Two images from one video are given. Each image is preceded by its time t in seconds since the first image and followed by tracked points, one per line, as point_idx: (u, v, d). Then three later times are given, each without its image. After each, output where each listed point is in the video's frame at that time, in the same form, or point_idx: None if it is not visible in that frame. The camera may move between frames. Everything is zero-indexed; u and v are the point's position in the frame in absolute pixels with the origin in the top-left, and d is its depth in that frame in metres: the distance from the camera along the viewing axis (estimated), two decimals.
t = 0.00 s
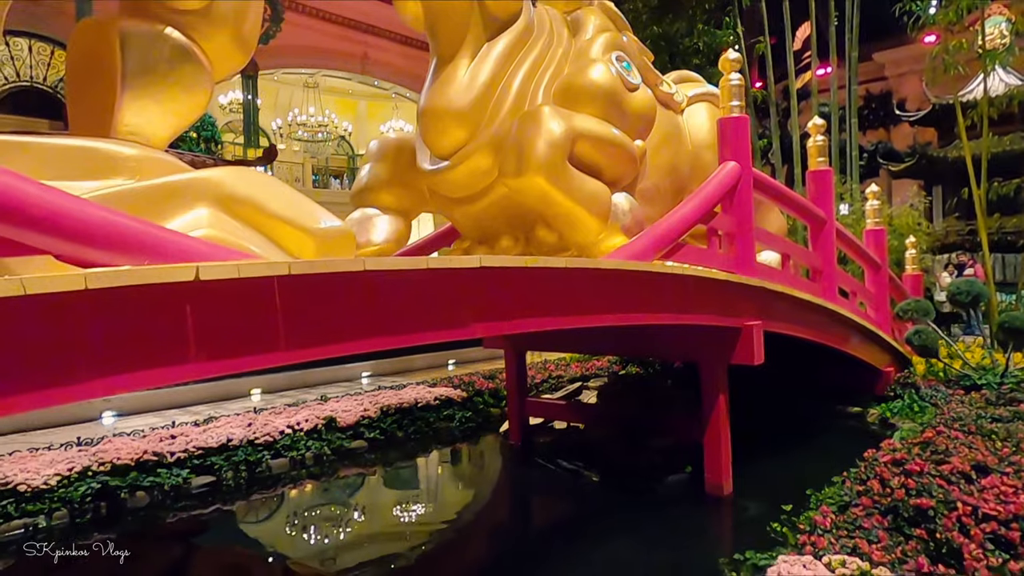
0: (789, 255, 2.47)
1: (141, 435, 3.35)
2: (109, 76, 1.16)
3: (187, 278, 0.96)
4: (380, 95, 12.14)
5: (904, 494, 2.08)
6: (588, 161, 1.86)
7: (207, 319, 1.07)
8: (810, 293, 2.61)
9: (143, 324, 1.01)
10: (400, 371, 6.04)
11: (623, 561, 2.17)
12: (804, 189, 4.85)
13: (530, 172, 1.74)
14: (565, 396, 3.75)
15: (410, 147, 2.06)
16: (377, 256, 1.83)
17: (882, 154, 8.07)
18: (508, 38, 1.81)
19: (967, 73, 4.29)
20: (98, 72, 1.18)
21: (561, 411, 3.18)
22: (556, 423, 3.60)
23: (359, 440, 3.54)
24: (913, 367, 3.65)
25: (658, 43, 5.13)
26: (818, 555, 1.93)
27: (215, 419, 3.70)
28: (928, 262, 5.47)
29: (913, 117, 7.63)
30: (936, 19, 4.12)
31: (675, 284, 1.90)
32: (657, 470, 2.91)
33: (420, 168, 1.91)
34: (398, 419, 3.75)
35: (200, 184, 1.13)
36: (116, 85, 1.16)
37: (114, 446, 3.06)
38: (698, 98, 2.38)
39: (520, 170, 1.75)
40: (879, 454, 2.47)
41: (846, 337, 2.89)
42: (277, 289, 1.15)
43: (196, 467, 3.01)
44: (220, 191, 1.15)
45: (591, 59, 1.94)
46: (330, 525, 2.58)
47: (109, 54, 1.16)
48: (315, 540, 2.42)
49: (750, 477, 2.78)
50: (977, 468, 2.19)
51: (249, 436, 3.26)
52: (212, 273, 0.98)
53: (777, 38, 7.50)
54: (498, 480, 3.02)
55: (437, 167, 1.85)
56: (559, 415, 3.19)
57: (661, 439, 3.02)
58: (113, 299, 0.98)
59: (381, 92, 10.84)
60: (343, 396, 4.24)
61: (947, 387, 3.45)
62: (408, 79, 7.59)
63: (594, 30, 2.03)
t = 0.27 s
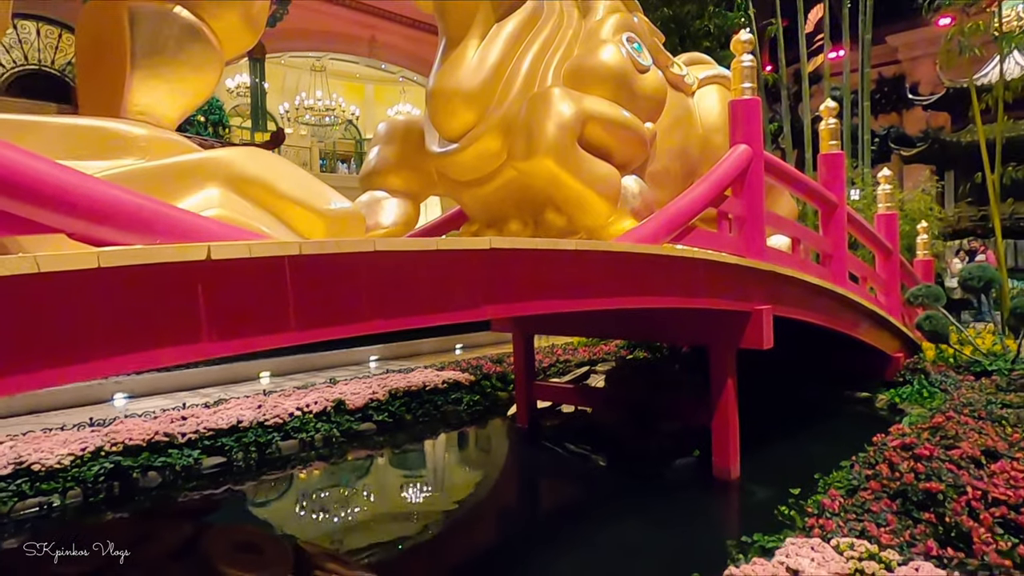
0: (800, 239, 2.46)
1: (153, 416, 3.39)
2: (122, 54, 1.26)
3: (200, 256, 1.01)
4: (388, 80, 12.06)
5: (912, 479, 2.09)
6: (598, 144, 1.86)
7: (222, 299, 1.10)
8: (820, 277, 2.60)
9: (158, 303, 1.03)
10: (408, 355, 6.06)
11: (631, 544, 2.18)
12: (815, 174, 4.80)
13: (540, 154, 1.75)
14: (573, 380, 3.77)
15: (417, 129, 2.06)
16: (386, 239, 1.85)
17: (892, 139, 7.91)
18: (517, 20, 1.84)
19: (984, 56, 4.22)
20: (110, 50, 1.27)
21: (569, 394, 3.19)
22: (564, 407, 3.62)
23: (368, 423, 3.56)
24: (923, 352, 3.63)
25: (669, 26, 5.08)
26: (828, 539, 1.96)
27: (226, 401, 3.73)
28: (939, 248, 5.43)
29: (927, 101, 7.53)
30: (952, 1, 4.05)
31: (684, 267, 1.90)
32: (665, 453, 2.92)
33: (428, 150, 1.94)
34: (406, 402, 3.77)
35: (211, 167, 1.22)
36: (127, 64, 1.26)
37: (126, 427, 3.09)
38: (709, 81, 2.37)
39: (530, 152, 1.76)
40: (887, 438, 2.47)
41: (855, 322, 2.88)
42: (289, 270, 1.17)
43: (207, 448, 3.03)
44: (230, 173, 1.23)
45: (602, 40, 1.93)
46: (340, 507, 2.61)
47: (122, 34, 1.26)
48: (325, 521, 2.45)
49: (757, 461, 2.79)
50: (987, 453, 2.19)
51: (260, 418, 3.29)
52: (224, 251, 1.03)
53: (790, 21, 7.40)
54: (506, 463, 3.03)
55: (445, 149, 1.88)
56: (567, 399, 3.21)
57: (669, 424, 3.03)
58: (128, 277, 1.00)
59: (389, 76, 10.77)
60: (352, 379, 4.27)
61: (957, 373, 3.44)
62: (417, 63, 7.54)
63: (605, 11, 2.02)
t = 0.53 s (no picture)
0: (815, 219, 2.44)
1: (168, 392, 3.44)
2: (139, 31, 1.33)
3: (217, 230, 1.03)
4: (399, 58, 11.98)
5: (926, 459, 2.10)
6: (612, 121, 1.85)
7: (239, 272, 1.11)
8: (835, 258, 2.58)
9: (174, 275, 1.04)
10: (419, 335, 6.08)
11: (640, 521, 2.20)
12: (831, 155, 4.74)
13: (554, 130, 1.74)
14: (584, 360, 3.77)
15: (430, 109, 2.07)
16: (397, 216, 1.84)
17: (910, 120, 8.02)
18: None
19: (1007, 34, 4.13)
20: (126, 27, 1.34)
21: (580, 374, 3.20)
22: (575, 386, 3.63)
23: (381, 400, 3.58)
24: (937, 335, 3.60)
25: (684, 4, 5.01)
26: (839, 517, 1.99)
27: (240, 378, 3.77)
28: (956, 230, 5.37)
29: (947, 81, 7.39)
30: None
31: (696, 246, 1.90)
32: (676, 433, 2.92)
33: (442, 128, 2.00)
34: (418, 379, 3.79)
35: (227, 141, 1.26)
36: (145, 40, 1.32)
37: (142, 402, 3.14)
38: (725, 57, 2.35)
39: (544, 128, 1.76)
40: (901, 419, 2.46)
41: (869, 304, 2.86)
42: (304, 242, 1.18)
43: (222, 424, 3.07)
44: (246, 147, 1.28)
45: (617, 15, 1.90)
46: (351, 484, 2.64)
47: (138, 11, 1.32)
48: (336, 498, 2.48)
49: (767, 442, 2.79)
50: (1002, 435, 2.17)
51: (274, 395, 3.33)
52: (240, 225, 1.05)
53: None
54: (517, 442, 3.05)
55: (459, 127, 1.94)
56: (578, 378, 3.21)
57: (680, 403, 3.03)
58: (145, 250, 1.01)
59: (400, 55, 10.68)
60: (365, 357, 4.30)
61: (972, 356, 3.41)
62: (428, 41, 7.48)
63: None
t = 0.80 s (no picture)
0: (837, 202, 2.41)
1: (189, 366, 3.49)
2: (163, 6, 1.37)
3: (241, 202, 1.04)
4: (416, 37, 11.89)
5: (946, 445, 2.08)
6: (633, 100, 1.83)
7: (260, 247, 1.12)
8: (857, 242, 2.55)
9: (197, 250, 1.06)
10: (434, 314, 6.10)
11: (653, 502, 2.21)
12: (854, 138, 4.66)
13: (573, 109, 1.73)
14: (600, 341, 3.77)
15: (449, 86, 2.07)
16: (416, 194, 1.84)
17: (936, 104, 7.84)
18: None
19: None
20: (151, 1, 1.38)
21: (595, 355, 3.19)
22: (590, 367, 3.63)
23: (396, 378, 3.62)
24: (958, 322, 3.55)
25: None
26: (856, 500, 2.00)
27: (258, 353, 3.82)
28: (981, 215, 5.28)
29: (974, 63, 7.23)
30: None
31: (715, 228, 1.89)
32: (692, 415, 2.92)
33: (462, 106, 1.99)
34: (434, 358, 3.81)
35: (252, 114, 1.28)
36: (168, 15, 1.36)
37: (163, 376, 3.19)
38: (748, 37, 2.34)
39: (564, 108, 1.75)
40: (920, 405, 2.44)
41: (890, 289, 2.83)
42: (327, 217, 1.19)
43: (241, 398, 3.12)
44: (270, 121, 1.30)
45: None
46: (365, 461, 2.67)
47: None
48: (349, 475, 2.51)
49: (783, 425, 2.79)
50: None
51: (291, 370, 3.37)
52: (265, 198, 1.06)
53: None
54: (532, 422, 3.07)
55: (479, 105, 1.93)
56: (593, 358, 3.22)
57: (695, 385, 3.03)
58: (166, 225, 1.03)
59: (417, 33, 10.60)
60: (381, 335, 4.33)
61: (994, 343, 3.37)
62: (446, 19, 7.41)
63: None
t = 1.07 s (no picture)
0: (861, 188, 2.38)
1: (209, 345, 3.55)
2: None
3: (267, 179, 1.07)
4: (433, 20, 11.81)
5: (967, 434, 2.07)
6: (655, 83, 1.83)
7: (282, 224, 1.16)
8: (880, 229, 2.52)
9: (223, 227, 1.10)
10: (450, 298, 6.12)
11: (669, 486, 2.22)
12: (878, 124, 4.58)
13: (594, 91, 1.74)
14: (616, 326, 3.77)
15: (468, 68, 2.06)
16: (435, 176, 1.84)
17: (962, 89, 7.69)
18: None
19: None
20: None
21: (611, 340, 3.19)
22: (606, 352, 3.63)
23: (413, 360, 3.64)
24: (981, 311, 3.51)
25: None
26: (874, 486, 1.98)
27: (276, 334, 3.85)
28: (1006, 204, 5.19)
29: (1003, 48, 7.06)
30: None
31: (736, 213, 1.87)
32: (708, 401, 2.92)
33: (481, 88, 1.99)
34: (450, 341, 3.83)
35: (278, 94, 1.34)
36: None
37: (184, 354, 3.24)
38: (773, 19, 2.31)
39: (585, 89, 1.75)
40: (942, 395, 2.42)
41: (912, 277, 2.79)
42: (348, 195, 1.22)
43: (260, 377, 3.16)
44: (295, 101, 1.35)
45: None
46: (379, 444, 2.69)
47: None
48: (365, 456, 2.54)
49: (800, 412, 2.78)
50: None
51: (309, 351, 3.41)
52: (291, 175, 1.09)
53: None
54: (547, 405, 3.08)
55: (498, 88, 1.93)
56: (609, 343, 3.22)
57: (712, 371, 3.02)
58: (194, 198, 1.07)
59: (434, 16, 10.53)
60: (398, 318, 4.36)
61: (1017, 333, 3.33)
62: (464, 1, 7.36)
63: None
